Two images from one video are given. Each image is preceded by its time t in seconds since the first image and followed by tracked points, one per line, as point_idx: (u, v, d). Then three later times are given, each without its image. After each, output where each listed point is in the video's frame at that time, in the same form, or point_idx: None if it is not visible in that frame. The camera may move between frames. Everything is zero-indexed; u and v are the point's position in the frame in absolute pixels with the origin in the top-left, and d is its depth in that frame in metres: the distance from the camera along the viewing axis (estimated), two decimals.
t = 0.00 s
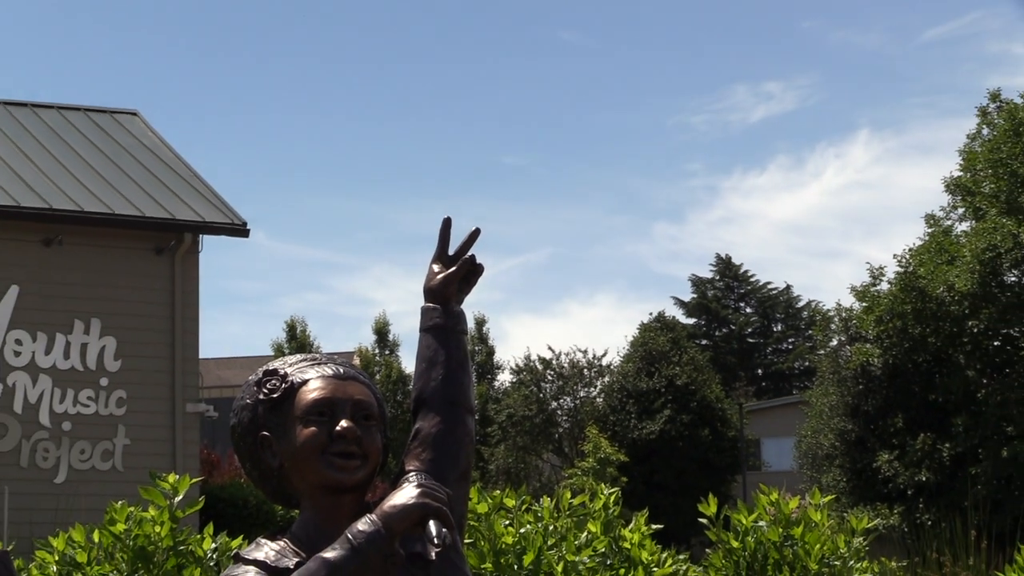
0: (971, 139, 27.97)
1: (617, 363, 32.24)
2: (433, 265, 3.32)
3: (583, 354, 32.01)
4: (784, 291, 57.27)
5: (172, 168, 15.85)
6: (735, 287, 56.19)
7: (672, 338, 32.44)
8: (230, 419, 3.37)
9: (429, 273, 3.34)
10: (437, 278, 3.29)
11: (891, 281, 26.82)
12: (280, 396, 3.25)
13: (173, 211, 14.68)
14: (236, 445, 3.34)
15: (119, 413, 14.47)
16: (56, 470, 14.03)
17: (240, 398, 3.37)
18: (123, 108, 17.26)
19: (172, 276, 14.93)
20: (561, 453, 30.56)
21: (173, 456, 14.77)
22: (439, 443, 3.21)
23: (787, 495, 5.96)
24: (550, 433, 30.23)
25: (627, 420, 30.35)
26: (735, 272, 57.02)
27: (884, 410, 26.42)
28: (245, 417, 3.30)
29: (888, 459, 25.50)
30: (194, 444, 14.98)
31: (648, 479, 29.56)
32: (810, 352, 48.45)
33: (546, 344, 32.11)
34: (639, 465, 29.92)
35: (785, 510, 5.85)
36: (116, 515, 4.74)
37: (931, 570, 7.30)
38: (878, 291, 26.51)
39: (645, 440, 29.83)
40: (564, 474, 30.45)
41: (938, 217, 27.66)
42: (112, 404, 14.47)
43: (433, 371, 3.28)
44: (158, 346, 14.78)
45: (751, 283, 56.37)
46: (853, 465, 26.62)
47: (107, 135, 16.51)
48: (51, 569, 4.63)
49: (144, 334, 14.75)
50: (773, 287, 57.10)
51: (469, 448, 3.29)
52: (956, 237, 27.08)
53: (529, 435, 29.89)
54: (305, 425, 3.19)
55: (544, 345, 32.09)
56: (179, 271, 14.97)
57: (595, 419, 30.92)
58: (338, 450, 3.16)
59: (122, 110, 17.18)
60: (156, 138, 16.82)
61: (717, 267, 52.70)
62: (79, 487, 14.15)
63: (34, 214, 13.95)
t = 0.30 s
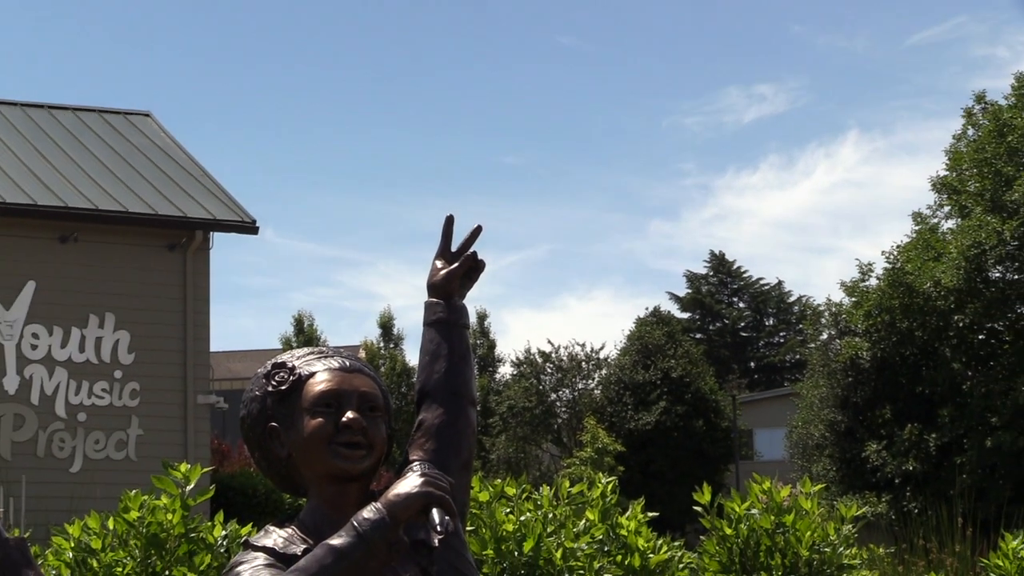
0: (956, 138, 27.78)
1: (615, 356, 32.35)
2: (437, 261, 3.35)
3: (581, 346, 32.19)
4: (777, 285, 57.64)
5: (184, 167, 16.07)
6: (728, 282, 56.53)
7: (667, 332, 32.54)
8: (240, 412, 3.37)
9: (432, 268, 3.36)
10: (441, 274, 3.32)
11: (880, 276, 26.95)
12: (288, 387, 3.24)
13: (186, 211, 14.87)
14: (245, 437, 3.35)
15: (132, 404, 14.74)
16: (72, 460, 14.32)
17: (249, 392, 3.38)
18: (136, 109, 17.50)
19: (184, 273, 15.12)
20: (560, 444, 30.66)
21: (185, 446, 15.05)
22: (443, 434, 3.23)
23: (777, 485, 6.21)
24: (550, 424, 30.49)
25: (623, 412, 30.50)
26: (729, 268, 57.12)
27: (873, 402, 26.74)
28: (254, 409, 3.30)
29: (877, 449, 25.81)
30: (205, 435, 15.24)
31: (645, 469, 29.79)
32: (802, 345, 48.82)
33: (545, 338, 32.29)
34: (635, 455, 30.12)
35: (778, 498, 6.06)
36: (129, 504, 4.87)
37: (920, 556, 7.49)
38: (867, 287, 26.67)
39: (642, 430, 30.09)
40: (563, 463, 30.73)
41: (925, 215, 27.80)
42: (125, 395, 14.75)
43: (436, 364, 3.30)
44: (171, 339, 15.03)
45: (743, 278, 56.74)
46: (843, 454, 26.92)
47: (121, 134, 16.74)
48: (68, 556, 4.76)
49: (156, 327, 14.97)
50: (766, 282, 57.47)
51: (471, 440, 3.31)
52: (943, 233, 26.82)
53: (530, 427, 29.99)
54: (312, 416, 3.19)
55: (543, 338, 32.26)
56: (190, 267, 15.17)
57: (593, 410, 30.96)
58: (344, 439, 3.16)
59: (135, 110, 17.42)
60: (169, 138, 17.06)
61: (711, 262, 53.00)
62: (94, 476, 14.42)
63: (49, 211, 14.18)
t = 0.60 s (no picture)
0: (944, 137, 28.02)
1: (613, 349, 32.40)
2: (441, 258, 3.41)
3: (581, 339, 32.37)
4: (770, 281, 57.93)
5: (196, 166, 16.30)
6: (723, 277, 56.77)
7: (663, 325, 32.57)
8: (250, 403, 3.41)
9: (437, 264, 3.42)
10: (444, 270, 3.37)
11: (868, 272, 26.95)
12: (296, 379, 3.28)
13: (197, 208, 15.07)
14: (256, 427, 3.39)
15: (146, 395, 14.92)
16: (87, 449, 14.52)
17: (259, 383, 3.41)
18: (150, 110, 17.75)
19: (196, 269, 15.33)
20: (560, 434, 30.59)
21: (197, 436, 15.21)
22: (446, 424, 3.27)
23: (771, 472, 6.44)
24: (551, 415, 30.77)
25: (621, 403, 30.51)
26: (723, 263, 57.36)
27: (864, 392, 26.91)
28: (264, 400, 3.34)
29: (867, 438, 26.04)
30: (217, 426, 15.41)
31: (642, 458, 30.05)
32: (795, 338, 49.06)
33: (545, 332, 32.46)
34: (633, 445, 30.20)
35: (771, 486, 6.32)
36: (143, 493, 5.01)
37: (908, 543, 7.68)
38: (856, 281, 26.65)
39: (639, 420, 30.13)
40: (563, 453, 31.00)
41: (913, 212, 27.89)
42: (139, 387, 14.93)
43: (440, 356, 3.35)
44: (183, 332, 15.22)
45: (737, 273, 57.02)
46: (834, 444, 27.23)
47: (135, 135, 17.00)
48: (84, 543, 4.88)
49: (169, 321, 15.18)
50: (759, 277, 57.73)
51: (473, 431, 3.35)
52: (930, 229, 26.77)
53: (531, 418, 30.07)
54: (320, 406, 3.22)
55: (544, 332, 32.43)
56: (202, 262, 15.37)
57: (592, 401, 31.06)
58: (349, 429, 3.19)
59: (148, 112, 17.67)
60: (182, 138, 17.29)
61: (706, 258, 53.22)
62: (108, 466, 14.62)
63: (66, 209, 14.37)
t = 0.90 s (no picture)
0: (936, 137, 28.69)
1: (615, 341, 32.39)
2: (448, 252, 3.43)
3: (583, 331, 32.59)
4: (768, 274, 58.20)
5: (211, 164, 16.52)
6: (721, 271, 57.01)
7: (664, 317, 32.43)
8: (263, 392, 3.33)
9: (443, 257, 3.44)
10: (451, 264, 3.40)
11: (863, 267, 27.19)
12: (307, 369, 3.21)
13: (213, 204, 15.27)
14: (268, 418, 3.31)
15: (163, 386, 15.21)
16: (106, 437, 14.85)
17: (272, 373, 3.34)
18: (165, 110, 17.97)
19: (211, 263, 15.59)
20: (563, 422, 31.62)
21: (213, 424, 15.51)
22: (452, 415, 3.31)
23: (767, 460, 6.67)
24: (554, 405, 31.59)
25: (623, 391, 30.53)
26: (722, 257, 57.65)
27: (858, 382, 26.39)
28: (276, 391, 3.26)
29: (860, 426, 25.61)
30: (232, 415, 15.70)
31: (643, 446, 29.89)
32: (791, 330, 49.30)
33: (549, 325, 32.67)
34: (634, 434, 30.14)
35: (768, 473, 6.55)
36: (160, 480, 5.16)
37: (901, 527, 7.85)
38: (850, 276, 26.80)
39: (640, 410, 30.01)
40: (566, 441, 31.71)
41: (904, 207, 28.05)
42: (156, 377, 15.21)
43: (446, 348, 3.38)
44: (199, 324, 15.50)
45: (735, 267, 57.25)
46: (828, 432, 26.62)
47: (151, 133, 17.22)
48: (103, 529, 5.02)
49: (184, 313, 15.43)
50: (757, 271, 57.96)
51: (480, 420, 3.38)
52: (923, 225, 27.39)
53: (535, 405, 31.21)
54: (331, 397, 3.15)
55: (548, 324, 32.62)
56: (216, 257, 15.64)
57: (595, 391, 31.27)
58: (360, 419, 3.13)
59: (163, 111, 17.90)
60: (196, 136, 17.50)
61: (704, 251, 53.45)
62: (126, 454, 14.93)
63: (85, 206, 14.61)
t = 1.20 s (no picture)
0: (929, 135, 28.50)
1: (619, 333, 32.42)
2: (456, 246, 3.52)
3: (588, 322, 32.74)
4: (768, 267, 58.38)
5: (227, 161, 16.69)
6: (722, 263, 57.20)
7: (666, 309, 32.48)
8: (278, 383, 3.30)
9: (451, 252, 3.52)
10: (459, 258, 3.48)
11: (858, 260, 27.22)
12: (321, 360, 3.18)
13: (228, 200, 15.45)
14: (283, 408, 3.28)
15: (181, 376, 15.45)
16: (127, 426, 15.08)
17: (286, 364, 3.31)
18: (182, 109, 18.14)
19: (227, 258, 15.85)
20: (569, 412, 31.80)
21: (229, 413, 15.76)
22: (461, 403, 3.37)
23: (767, 447, 6.80)
24: (560, 393, 31.89)
25: (627, 380, 30.60)
26: (723, 250, 57.83)
27: (854, 372, 26.93)
28: (291, 379, 3.23)
29: (857, 414, 26.02)
30: (248, 405, 15.94)
31: (647, 434, 30.14)
32: (790, 321, 49.45)
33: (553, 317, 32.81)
34: (637, 422, 30.25)
35: (767, 461, 6.69)
36: (178, 467, 5.32)
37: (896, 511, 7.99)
38: (847, 270, 26.84)
39: (643, 399, 30.01)
40: (571, 430, 31.95)
41: (900, 202, 28.13)
42: (175, 368, 15.48)
43: (455, 339, 3.45)
44: (216, 317, 15.77)
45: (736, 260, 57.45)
46: (826, 420, 27.22)
47: (169, 132, 17.42)
48: (123, 514, 5.19)
49: (201, 306, 15.70)
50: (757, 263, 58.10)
51: (488, 409, 3.45)
52: (918, 220, 27.18)
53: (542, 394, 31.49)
54: (343, 386, 3.13)
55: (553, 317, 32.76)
56: (233, 252, 15.90)
57: (601, 380, 31.41)
58: (372, 408, 3.10)
59: (182, 111, 18.10)
60: (214, 134, 17.68)
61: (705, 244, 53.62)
62: (147, 443, 15.18)
63: (105, 202, 14.81)
